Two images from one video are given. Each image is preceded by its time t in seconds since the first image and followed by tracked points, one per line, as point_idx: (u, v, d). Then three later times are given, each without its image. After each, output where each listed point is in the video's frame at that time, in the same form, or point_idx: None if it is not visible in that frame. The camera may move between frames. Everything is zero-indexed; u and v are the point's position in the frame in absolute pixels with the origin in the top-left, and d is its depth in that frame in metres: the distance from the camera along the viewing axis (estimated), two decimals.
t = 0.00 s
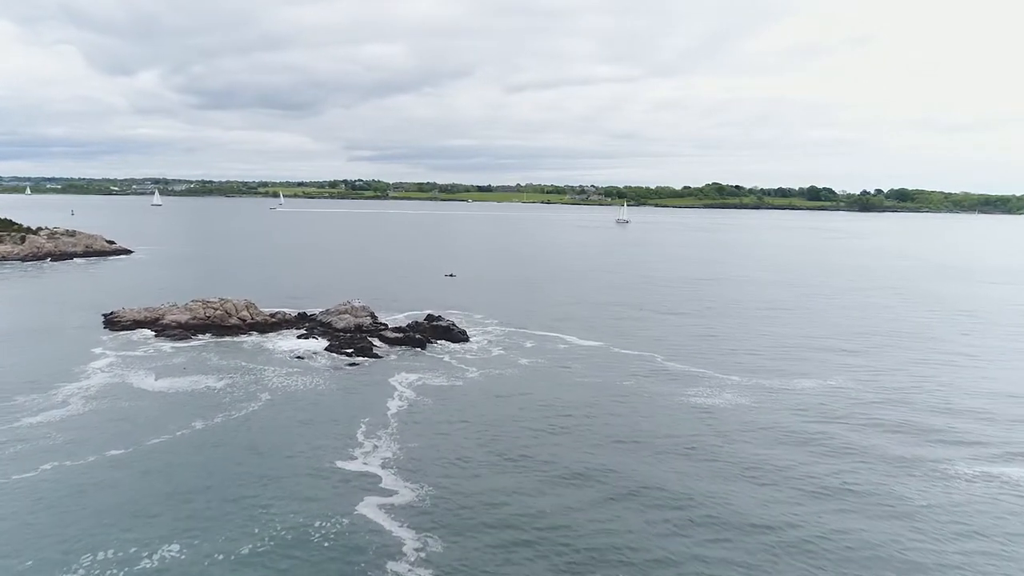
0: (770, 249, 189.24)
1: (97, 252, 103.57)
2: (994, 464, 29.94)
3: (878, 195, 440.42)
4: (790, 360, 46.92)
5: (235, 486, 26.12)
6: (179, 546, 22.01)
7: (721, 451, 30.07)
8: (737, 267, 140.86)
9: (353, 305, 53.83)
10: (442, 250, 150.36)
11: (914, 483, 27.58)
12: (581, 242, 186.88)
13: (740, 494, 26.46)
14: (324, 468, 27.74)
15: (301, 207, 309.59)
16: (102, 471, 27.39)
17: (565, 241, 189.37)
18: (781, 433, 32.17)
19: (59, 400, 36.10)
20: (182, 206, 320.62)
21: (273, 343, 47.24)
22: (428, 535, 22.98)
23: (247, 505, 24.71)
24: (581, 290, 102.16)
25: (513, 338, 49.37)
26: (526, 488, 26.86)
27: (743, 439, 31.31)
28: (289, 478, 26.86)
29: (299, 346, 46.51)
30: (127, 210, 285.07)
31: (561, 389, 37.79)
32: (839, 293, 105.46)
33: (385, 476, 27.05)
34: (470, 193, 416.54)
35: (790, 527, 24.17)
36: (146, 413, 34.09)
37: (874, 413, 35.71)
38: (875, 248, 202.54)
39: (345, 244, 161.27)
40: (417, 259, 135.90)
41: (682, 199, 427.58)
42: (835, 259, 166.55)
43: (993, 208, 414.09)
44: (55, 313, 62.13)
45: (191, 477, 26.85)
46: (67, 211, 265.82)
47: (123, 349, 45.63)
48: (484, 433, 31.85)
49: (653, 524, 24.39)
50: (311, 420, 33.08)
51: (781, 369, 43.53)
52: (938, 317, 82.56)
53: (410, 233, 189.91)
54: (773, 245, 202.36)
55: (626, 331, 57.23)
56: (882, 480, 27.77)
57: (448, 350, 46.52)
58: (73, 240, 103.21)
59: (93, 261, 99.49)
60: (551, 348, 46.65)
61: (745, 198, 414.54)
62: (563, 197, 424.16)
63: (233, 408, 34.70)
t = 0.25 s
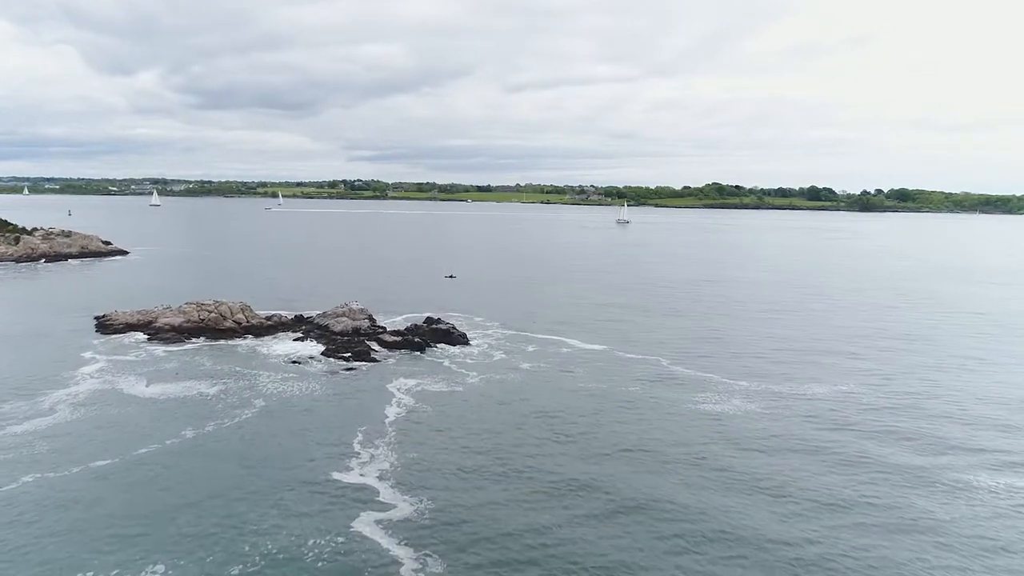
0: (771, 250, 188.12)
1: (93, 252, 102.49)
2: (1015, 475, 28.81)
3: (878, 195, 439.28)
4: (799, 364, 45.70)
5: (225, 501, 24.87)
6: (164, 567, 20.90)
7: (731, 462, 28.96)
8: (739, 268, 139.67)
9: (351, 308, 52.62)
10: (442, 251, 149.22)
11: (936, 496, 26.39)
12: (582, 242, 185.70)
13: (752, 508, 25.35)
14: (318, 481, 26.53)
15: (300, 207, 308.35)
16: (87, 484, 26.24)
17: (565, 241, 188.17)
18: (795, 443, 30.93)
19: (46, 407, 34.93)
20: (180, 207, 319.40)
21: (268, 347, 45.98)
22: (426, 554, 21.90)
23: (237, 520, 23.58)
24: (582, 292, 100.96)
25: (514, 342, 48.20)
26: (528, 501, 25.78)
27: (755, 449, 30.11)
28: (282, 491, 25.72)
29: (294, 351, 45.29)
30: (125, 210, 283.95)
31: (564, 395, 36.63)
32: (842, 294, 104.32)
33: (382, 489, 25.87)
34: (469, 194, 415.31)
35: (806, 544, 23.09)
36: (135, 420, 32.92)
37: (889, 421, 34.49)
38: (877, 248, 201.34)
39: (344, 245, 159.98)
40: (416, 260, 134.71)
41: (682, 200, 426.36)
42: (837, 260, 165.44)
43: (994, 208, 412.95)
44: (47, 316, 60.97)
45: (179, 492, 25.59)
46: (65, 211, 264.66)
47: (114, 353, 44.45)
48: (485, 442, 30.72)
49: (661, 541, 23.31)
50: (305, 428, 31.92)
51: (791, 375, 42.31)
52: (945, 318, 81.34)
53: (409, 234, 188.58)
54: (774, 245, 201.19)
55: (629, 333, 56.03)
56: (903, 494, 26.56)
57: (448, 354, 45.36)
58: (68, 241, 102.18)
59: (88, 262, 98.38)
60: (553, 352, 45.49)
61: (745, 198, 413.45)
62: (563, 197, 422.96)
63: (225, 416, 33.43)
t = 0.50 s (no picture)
0: (772, 250, 186.85)
1: (88, 253, 101.36)
2: None
3: (879, 195, 437.81)
4: (808, 369, 44.55)
5: (213, 519, 23.69)
6: None
7: (743, 473, 27.88)
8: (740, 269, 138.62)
9: (348, 310, 51.46)
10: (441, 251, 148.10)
11: (957, 511, 25.38)
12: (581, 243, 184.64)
13: (766, 523, 24.32)
14: (312, 494, 25.40)
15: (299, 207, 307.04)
16: (70, 498, 25.08)
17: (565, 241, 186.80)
18: (808, 454, 29.79)
19: (32, 414, 33.77)
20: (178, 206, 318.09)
21: (264, 351, 44.86)
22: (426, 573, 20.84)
23: (227, 539, 22.50)
24: (583, 293, 99.85)
25: (515, 345, 47.11)
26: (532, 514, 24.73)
27: (767, 460, 28.95)
28: (275, 505, 24.64)
29: (290, 355, 44.09)
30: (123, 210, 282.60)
31: (567, 402, 35.52)
32: (845, 295, 103.36)
33: (379, 502, 24.77)
34: (469, 194, 414.15)
35: (824, 563, 22.07)
36: (124, 429, 31.75)
37: (905, 429, 33.34)
38: (878, 249, 200.32)
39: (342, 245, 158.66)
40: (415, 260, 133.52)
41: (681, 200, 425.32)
42: (838, 260, 164.34)
43: (994, 208, 412.04)
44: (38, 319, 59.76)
45: (167, 508, 24.46)
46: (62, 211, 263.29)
47: (105, 357, 43.28)
48: (487, 451, 29.63)
49: (672, 558, 22.26)
50: (300, 437, 30.77)
51: (801, 380, 41.18)
52: (952, 321, 80.16)
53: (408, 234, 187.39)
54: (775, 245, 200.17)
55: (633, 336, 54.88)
56: (924, 510, 25.47)
57: (448, 358, 44.25)
58: (63, 241, 101.10)
59: (82, 262, 97.21)
60: (556, 356, 44.37)
61: (745, 198, 412.19)
62: (562, 197, 421.81)
63: (217, 424, 32.26)
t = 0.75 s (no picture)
0: (774, 251, 185.53)
1: (83, 253, 100.20)
2: None
3: (879, 195, 436.70)
4: (817, 374, 43.34)
5: (202, 537, 22.54)
6: None
7: (755, 486, 26.73)
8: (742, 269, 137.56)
9: (345, 313, 50.25)
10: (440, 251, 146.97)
11: (980, 528, 24.31)
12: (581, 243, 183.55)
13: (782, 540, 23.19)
14: (305, 509, 24.24)
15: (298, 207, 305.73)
16: (51, 514, 23.87)
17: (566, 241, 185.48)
18: (823, 465, 28.63)
19: (16, 423, 32.52)
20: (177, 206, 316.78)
21: (258, 355, 43.65)
22: None
23: (216, 558, 21.36)
24: (584, 294, 98.54)
25: (517, 349, 45.97)
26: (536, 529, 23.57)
27: (781, 472, 27.78)
28: (267, 521, 23.48)
29: (286, 360, 42.89)
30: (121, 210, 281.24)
31: (571, 409, 34.32)
32: (848, 296, 102.30)
33: (375, 518, 23.63)
34: (468, 194, 412.96)
35: None
36: (111, 438, 30.54)
37: (921, 439, 32.18)
38: (880, 249, 199.24)
39: (340, 245, 157.10)
40: (414, 261, 132.26)
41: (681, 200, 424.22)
42: (841, 261, 163.05)
43: (994, 208, 411.02)
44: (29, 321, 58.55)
45: (153, 525, 23.28)
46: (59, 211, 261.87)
47: (95, 362, 42.03)
48: (488, 461, 28.47)
49: None
50: (294, 446, 29.59)
51: (811, 385, 40.04)
52: (959, 323, 78.88)
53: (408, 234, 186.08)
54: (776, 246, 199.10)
55: (637, 338, 53.64)
56: (947, 527, 24.33)
57: (447, 362, 43.09)
58: (57, 241, 100.04)
59: (77, 263, 96.04)
60: (558, 361, 43.20)
61: (746, 198, 410.79)
62: (562, 197, 420.57)
63: (208, 433, 31.04)
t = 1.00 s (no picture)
0: (776, 251, 184.31)
1: (78, 254, 99.14)
2: None
3: (879, 195, 435.67)
4: (827, 379, 42.10)
5: (189, 557, 21.39)
6: None
7: (767, 501, 25.59)
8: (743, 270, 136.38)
9: (343, 315, 49.04)
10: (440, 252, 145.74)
11: (1006, 546, 23.21)
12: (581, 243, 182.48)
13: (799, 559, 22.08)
14: (298, 526, 23.10)
15: (297, 207, 304.48)
16: (32, 531, 22.71)
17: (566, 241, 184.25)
18: (839, 479, 27.44)
19: None
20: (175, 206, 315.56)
21: (252, 359, 42.46)
22: None
23: None
24: (585, 294, 97.27)
25: (518, 353, 44.83)
26: (540, 548, 22.42)
27: (794, 486, 26.66)
28: (258, 540, 22.35)
29: (280, 364, 41.69)
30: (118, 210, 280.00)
31: (574, 417, 33.17)
32: (851, 297, 101.24)
33: (370, 536, 22.45)
34: (468, 194, 411.77)
35: None
36: (97, 448, 29.34)
37: (939, 449, 30.98)
38: (881, 250, 198.11)
39: (339, 245, 155.97)
40: (414, 261, 131.07)
41: (681, 200, 423.10)
42: (843, 261, 161.81)
43: (995, 208, 409.98)
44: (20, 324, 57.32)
45: (137, 545, 22.09)
46: (56, 211, 260.85)
47: (84, 366, 40.84)
48: (488, 473, 27.35)
49: None
50: (287, 457, 28.42)
51: (821, 391, 38.93)
52: (967, 324, 77.65)
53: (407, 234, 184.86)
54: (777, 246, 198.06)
55: (641, 340, 52.42)
56: (971, 546, 23.18)
57: (446, 367, 41.90)
58: (52, 242, 99.13)
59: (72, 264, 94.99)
60: (561, 366, 42.00)
61: (746, 198, 409.59)
62: (562, 198, 419.48)
63: (198, 443, 29.84)
